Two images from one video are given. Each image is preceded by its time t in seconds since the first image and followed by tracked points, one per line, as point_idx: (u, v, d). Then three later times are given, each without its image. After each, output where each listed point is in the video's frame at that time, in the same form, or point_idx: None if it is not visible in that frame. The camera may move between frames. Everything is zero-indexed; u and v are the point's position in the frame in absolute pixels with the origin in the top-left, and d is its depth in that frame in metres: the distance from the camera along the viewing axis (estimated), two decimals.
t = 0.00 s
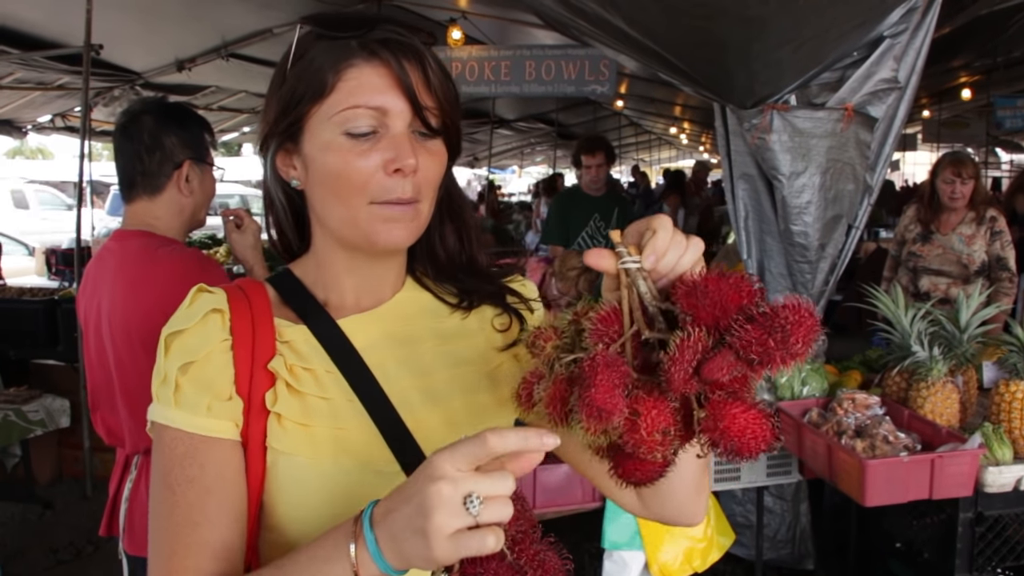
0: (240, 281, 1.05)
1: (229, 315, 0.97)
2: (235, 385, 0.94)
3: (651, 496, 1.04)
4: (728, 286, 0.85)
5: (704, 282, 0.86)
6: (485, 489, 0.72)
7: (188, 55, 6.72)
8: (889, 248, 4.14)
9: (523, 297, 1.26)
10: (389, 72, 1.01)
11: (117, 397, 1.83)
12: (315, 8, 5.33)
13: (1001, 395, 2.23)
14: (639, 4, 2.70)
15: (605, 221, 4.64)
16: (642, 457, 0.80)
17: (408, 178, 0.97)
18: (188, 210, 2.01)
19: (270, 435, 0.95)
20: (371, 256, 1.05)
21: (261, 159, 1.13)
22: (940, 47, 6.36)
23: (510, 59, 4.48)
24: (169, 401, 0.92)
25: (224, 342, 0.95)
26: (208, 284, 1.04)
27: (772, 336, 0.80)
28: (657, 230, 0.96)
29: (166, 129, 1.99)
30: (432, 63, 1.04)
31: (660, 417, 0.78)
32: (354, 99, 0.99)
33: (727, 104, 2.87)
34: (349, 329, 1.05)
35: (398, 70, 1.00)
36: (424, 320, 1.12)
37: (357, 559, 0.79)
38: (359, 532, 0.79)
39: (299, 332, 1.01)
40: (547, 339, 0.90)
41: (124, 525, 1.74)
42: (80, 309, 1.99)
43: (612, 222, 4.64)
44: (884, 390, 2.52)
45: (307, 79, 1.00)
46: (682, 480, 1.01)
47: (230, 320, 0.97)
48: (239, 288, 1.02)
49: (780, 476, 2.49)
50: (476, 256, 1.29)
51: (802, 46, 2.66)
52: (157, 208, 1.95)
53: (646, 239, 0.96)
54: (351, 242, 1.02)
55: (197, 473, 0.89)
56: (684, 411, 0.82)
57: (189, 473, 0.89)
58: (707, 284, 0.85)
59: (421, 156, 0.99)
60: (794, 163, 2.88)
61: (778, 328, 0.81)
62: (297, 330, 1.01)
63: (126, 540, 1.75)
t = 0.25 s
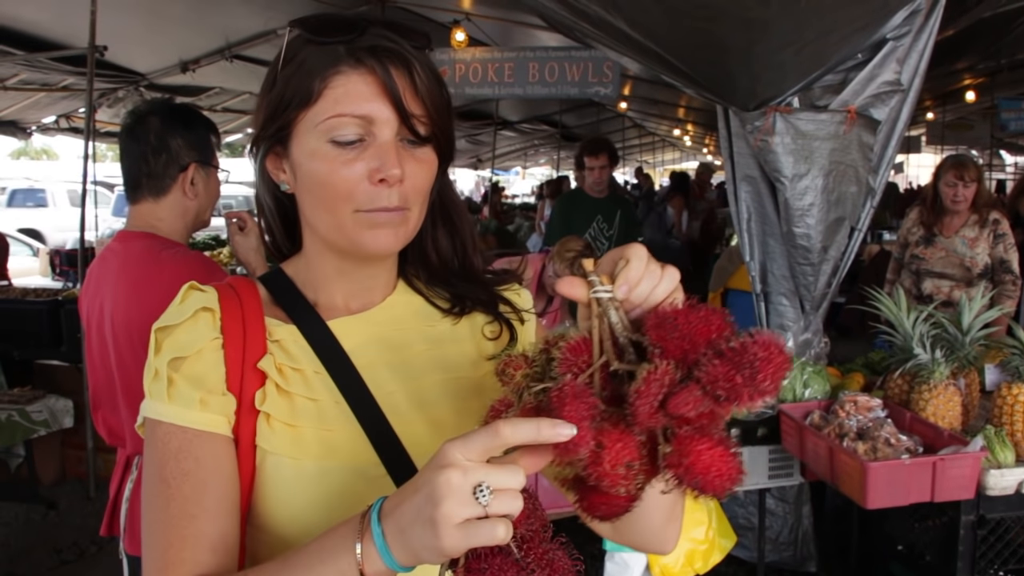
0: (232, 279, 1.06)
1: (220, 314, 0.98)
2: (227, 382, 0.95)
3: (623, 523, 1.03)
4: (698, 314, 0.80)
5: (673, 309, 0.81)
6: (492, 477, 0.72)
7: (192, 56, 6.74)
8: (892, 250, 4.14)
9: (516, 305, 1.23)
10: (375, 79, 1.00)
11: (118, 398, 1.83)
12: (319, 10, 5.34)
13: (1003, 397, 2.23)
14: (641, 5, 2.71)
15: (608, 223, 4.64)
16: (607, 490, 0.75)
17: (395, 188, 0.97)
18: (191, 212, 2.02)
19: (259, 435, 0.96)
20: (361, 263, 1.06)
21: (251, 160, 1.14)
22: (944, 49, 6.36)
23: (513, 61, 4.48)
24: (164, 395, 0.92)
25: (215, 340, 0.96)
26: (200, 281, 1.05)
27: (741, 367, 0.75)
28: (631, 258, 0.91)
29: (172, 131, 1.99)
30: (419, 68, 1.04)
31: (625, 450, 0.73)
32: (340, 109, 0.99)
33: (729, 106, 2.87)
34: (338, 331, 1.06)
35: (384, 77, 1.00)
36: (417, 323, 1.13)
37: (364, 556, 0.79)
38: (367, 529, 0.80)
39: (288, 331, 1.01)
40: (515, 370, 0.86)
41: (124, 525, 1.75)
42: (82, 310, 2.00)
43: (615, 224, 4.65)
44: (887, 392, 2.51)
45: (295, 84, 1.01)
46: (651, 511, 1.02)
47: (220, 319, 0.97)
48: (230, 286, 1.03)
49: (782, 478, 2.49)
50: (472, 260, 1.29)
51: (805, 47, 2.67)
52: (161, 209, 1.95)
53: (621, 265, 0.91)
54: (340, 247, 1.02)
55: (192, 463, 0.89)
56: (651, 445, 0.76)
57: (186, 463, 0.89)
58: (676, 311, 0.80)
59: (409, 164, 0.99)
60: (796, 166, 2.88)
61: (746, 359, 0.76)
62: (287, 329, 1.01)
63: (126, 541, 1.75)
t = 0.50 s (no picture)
0: (240, 279, 1.06)
1: (227, 313, 0.98)
2: (231, 381, 0.95)
3: (597, 553, 1.01)
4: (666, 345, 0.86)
5: (645, 337, 0.87)
6: (482, 481, 0.73)
7: (199, 57, 6.76)
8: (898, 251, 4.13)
9: (521, 320, 1.25)
10: (380, 83, 1.01)
11: (125, 397, 1.84)
12: (325, 10, 5.37)
13: (1009, 399, 2.23)
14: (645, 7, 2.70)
15: (614, 224, 4.64)
16: (551, 497, 0.79)
17: (401, 191, 0.97)
18: (198, 213, 2.03)
19: (263, 434, 0.96)
20: (366, 267, 1.05)
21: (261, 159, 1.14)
22: (952, 49, 6.35)
23: (519, 61, 4.49)
24: (168, 394, 0.92)
25: (220, 340, 0.96)
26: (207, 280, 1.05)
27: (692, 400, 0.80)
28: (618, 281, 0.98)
29: (179, 131, 2.00)
30: (424, 72, 1.04)
31: (571, 458, 0.77)
32: (344, 112, 1.00)
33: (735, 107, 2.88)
34: (343, 334, 1.06)
35: (389, 82, 1.00)
36: (423, 331, 1.13)
37: (349, 561, 0.79)
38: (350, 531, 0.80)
39: (294, 332, 1.01)
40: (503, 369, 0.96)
41: (132, 524, 1.77)
42: (89, 308, 2.01)
43: (621, 224, 4.65)
44: (892, 394, 2.51)
45: (302, 86, 1.01)
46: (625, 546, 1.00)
47: (227, 318, 0.98)
48: (237, 285, 1.03)
49: (787, 479, 2.48)
50: (480, 265, 1.29)
51: (810, 48, 2.67)
52: (168, 209, 1.96)
53: (609, 288, 0.98)
54: (345, 251, 1.02)
55: (193, 461, 0.89)
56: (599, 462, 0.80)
57: (187, 463, 0.89)
58: (646, 339, 0.86)
59: (413, 169, 1.00)
60: (802, 167, 2.88)
61: (698, 392, 0.80)
62: (293, 330, 1.01)
63: (133, 539, 1.77)
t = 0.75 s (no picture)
0: (269, 277, 1.04)
1: (249, 312, 0.96)
2: (248, 384, 0.93)
3: None
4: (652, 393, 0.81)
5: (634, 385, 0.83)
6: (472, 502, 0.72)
7: (211, 58, 6.80)
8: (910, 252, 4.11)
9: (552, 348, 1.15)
10: (393, 70, 0.98)
11: (138, 396, 1.86)
12: (337, 11, 5.38)
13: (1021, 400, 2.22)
14: (654, 6, 2.68)
15: (625, 224, 4.64)
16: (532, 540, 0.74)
17: (409, 173, 0.93)
18: (211, 213, 2.04)
19: (277, 437, 0.93)
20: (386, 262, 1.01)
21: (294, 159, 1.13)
22: (965, 48, 6.32)
23: (530, 62, 4.49)
24: (182, 395, 0.92)
25: (241, 339, 0.94)
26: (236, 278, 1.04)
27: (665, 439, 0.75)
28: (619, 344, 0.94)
29: (193, 133, 2.01)
30: (438, 59, 1.00)
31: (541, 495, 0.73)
32: (357, 93, 0.97)
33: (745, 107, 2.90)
34: (367, 337, 1.00)
35: (401, 68, 0.98)
36: (447, 342, 1.05)
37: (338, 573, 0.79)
38: (340, 542, 0.79)
39: (317, 335, 0.98)
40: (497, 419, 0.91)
41: (147, 523, 1.79)
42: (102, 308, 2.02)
43: (632, 225, 4.65)
44: (905, 394, 2.50)
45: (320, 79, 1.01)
46: None
47: (250, 317, 0.96)
48: (264, 283, 1.01)
49: (799, 480, 2.48)
50: (515, 274, 1.22)
51: (822, 48, 2.68)
52: (180, 210, 1.97)
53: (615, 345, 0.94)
54: (360, 241, 0.97)
55: (200, 475, 0.89)
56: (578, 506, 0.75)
57: (196, 476, 0.89)
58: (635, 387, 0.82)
59: (422, 153, 0.95)
60: (814, 167, 2.87)
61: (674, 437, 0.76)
62: (316, 332, 0.98)
63: (148, 538, 1.80)
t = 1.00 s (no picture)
0: (312, 274, 1.05)
1: (289, 307, 0.97)
2: (279, 381, 0.95)
3: None
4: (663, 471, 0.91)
5: (648, 465, 0.92)
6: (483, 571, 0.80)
7: (221, 58, 6.83)
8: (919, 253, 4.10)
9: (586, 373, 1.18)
10: (423, 71, 0.99)
11: (149, 394, 1.87)
12: (346, 11, 5.40)
13: None
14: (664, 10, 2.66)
15: (633, 224, 4.65)
16: None
17: (446, 178, 0.94)
18: (221, 213, 2.05)
19: (303, 439, 0.95)
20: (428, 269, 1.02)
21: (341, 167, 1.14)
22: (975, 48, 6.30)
23: (539, 62, 4.51)
24: (212, 385, 0.93)
25: (279, 336, 0.96)
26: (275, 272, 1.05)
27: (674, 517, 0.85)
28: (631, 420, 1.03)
29: (203, 132, 2.02)
30: (471, 58, 1.00)
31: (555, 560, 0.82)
32: (392, 97, 0.98)
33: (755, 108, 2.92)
34: (404, 346, 1.01)
35: (430, 70, 0.98)
36: (488, 360, 1.07)
37: None
38: None
39: (357, 340, 0.99)
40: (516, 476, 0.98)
41: (157, 521, 1.82)
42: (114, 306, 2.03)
43: (641, 225, 4.66)
44: (912, 395, 2.49)
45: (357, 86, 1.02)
46: None
47: (289, 312, 0.97)
48: (305, 280, 1.02)
49: (807, 479, 2.52)
50: (556, 282, 1.24)
51: (830, 49, 2.68)
52: (190, 209, 1.98)
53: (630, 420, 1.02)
54: (403, 244, 0.98)
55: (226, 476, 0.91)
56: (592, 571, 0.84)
57: (217, 471, 0.91)
58: (650, 466, 0.92)
59: (457, 153, 0.96)
60: (823, 167, 2.87)
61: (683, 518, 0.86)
62: (355, 337, 0.99)
63: (159, 536, 1.83)
